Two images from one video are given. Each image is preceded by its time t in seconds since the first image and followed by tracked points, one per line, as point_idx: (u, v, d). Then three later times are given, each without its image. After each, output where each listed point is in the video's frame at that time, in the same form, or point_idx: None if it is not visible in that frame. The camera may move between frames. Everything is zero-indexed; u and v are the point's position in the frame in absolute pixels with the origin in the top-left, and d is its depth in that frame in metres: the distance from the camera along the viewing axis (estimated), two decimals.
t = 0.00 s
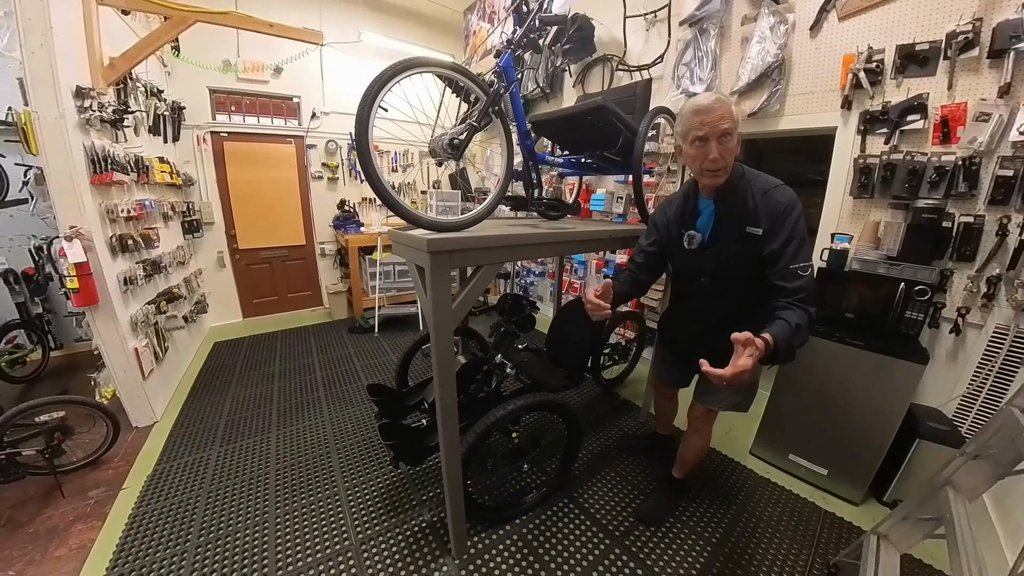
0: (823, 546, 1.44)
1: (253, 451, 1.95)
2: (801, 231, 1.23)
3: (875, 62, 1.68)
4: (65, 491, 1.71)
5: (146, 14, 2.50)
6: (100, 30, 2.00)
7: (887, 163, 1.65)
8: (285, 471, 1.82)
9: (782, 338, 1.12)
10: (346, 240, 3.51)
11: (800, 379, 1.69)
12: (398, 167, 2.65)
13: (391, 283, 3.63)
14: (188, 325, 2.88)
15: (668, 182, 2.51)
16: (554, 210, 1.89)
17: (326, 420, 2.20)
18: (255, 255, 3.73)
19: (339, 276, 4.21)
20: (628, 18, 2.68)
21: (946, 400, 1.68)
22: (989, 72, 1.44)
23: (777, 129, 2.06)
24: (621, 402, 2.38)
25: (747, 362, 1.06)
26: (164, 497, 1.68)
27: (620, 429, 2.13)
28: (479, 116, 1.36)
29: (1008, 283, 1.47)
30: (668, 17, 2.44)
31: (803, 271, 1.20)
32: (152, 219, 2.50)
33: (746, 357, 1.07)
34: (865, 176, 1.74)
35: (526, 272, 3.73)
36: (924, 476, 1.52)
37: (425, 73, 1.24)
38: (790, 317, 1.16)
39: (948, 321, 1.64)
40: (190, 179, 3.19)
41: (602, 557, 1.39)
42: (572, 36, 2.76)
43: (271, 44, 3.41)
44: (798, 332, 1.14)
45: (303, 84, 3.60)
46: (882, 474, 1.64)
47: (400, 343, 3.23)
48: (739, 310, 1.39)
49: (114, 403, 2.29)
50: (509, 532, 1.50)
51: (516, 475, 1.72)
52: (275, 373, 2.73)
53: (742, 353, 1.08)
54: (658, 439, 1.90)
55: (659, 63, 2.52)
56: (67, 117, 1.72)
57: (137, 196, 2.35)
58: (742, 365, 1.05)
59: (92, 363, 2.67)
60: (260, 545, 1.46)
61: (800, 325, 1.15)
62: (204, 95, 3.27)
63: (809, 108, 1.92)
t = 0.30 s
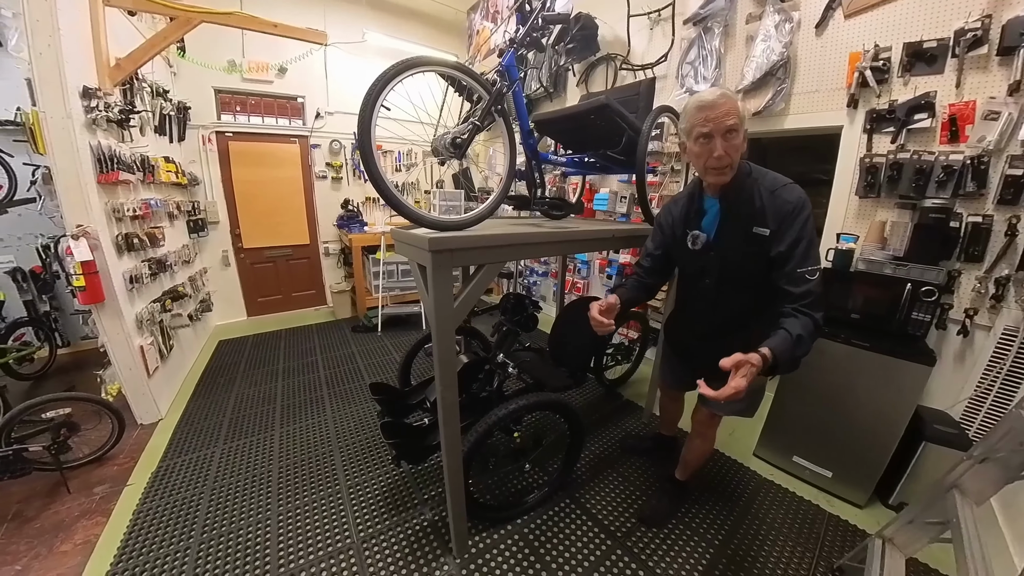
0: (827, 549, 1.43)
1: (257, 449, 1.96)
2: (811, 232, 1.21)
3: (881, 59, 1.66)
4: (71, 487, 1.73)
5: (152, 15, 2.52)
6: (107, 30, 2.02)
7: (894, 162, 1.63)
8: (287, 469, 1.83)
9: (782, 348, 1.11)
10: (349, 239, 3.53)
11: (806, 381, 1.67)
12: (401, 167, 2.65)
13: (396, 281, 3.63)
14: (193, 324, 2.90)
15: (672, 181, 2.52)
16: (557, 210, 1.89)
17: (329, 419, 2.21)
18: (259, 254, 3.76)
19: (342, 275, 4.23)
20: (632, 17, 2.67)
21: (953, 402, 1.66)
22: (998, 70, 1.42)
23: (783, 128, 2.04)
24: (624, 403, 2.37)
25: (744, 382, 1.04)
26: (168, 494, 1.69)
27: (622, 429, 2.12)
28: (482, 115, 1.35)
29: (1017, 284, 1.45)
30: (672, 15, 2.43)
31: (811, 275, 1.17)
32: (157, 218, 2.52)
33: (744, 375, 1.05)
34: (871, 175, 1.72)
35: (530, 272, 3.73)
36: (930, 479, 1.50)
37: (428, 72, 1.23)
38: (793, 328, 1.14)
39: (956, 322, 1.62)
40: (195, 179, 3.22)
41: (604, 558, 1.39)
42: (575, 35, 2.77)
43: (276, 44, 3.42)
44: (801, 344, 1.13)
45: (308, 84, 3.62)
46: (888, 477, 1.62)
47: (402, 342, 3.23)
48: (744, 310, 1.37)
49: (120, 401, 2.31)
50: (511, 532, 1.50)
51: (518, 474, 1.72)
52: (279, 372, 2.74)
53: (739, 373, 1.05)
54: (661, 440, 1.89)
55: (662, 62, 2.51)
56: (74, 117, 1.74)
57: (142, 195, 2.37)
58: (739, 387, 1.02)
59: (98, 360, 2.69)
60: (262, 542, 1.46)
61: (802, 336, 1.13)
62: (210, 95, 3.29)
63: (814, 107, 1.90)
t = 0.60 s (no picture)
0: (833, 555, 1.40)
1: (258, 448, 1.97)
2: (821, 237, 1.16)
3: (890, 57, 1.63)
4: (74, 484, 1.74)
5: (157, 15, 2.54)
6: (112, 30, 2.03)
7: (903, 161, 1.60)
8: (288, 468, 1.83)
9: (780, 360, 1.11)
10: (352, 239, 3.54)
11: (814, 385, 1.64)
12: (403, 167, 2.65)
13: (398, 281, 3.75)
14: (196, 323, 2.91)
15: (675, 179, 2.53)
16: (560, 209, 1.87)
17: (331, 419, 2.21)
18: (263, 254, 3.77)
19: (346, 275, 4.24)
20: (636, 15, 2.65)
21: (962, 407, 1.63)
22: (1010, 67, 1.39)
23: (789, 126, 2.01)
24: (627, 404, 2.36)
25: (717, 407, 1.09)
26: (169, 492, 1.69)
27: (625, 431, 2.10)
28: (483, 114, 1.34)
29: None
30: (676, 13, 2.41)
31: (815, 284, 1.14)
32: (161, 217, 2.53)
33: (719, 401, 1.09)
34: (880, 174, 1.69)
35: (532, 272, 3.72)
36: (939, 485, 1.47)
37: (428, 70, 1.22)
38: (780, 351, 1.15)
39: (965, 324, 1.59)
40: (199, 179, 3.24)
41: (606, 562, 1.37)
42: (579, 33, 2.77)
43: (280, 44, 3.43)
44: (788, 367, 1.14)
45: (311, 84, 3.63)
46: (896, 481, 1.59)
47: (405, 342, 3.23)
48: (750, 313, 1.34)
49: (124, 399, 2.32)
50: (512, 534, 1.48)
51: (519, 476, 1.71)
52: (281, 371, 2.75)
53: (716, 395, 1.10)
54: (664, 443, 1.87)
55: (667, 60, 2.49)
56: (79, 116, 1.75)
57: (147, 194, 2.38)
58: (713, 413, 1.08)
59: (103, 358, 2.71)
60: (262, 542, 1.46)
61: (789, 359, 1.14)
62: (214, 95, 3.31)
63: (820, 106, 1.87)
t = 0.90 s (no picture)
0: (839, 562, 1.37)
1: (258, 447, 1.97)
2: (823, 240, 1.02)
3: (899, 53, 1.59)
4: (75, 482, 1.75)
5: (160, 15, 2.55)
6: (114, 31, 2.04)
7: (912, 160, 1.57)
8: (288, 468, 1.83)
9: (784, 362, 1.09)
10: (355, 239, 3.54)
11: (819, 387, 1.61)
12: (405, 166, 2.64)
13: (400, 280, 3.76)
14: (199, 322, 2.92)
15: (679, 179, 2.47)
16: (562, 208, 1.85)
17: (332, 418, 2.20)
18: (266, 253, 3.79)
19: (348, 274, 4.24)
20: (639, 13, 2.63)
21: (972, 411, 1.59)
22: None
23: (795, 125, 1.98)
24: (630, 406, 2.33)
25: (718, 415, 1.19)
26: (170, 490, 1.70)
27: (626, 434, 2.08)
28: (482, 111, 1.33)
29: None
30: (680, 11, 2.38)
31: (802, 292, 1.04)
32: (164, 216, 2.54)
33: (720, 410, 1.19)
34: (888, 173, 1.65)
35: (535, 272, 3.70)
36: (949, 491, 1.44)
37: (426, 67, 1.21)
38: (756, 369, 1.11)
39: (976, 327, 1.55)
40: (202, 178, 3.25)
41: (606, 566, 1.35)
42: (581, 32, 2.75)
43: (282, 44, 3.44)
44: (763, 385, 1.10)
45: (314, 84, 3.64)
46: (903, 487, 1.56)
47: (406, 341, 3.23)
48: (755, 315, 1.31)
49: (126, 397, 2.33)
50: (512, 536, 1.47)
51: (520, 477, 1.70)
52: (283, 370, 2.75)
53: (717, 405, 1.20)
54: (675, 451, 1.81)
55: (670, 58, 2.46)
56: (81, 116, 1.75)
57: (150, 193, 2.39)
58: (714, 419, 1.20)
59: (107, 357, 2.73)
60: (261, 542, 1.46)
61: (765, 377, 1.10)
62: (218, 95, 3.33)
63: (827, 103, 1.84)
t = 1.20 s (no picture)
0: (846, 572, 1.34)
1: (258, 448, 1.96)
2: (828, 242, 0.95)
3: (909, 50, 1.56)
4: (75, 482, 1.75)
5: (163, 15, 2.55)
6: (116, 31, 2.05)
7: (921, 160, 1.53)
8: (287, 469, 1.82)
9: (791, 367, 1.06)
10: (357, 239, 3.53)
11: (825, 391, 1.58)
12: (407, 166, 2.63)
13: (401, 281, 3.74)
14: (201, 322, 2.93)
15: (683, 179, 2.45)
16: (564, 208, 1.82)
17: (332, 419, 2.19)
18: (269, 253, 3.79)
19: (351, 274, 4.24)
20: (643, 11, 2.60)
21: (983, 417, 1.55)
22: None
23: (801, 124, 1.94)
24: (632, 409, 2.31)
25: (733, 438, 1.11)
26: (169, 491, 1.69)
27: (629, 437, 2.06)
28: (482, 109, 1.31)
29: None
30: (684, 9, 2.35)
31: (798, 296, 0.98)
32: (166, 216, 2.55)
33: (733, 431, 1.11)
34: (897, 174, 1.62)
35: (537, 272, 3.68)
36: (959, 499, 1.40)
37: (425, 65, 1.20)
38: (751, 385, 1.06)
39: (987, 331, 1.51)
40: (205, 178, 3.26)
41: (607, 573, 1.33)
42: (585, 30, 2.72)
43: (285, 43, 3.44)
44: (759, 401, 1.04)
45: (316, 84, 3.64)
46: (912, 494, 1.53)
47: (408, 342, 3.22)
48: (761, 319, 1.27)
49: (128, 397, 2.33)
50: (511, 542, 1.45)
51: (520, 481, 1.68)
52: (284, 371, 2.75)
53: (730, 427, 1.12)
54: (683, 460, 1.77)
55: (675, 57, 2.43)
56: (82, 116, 1.75)
57: (152, 193, 2.40)
58: (727, 443, 1.12)
59: (110, 356, 2.74)
60: (258, 545, 1.45)
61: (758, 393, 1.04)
62: (221, 95, 3.33)
63: (834, 102, 1.81)
